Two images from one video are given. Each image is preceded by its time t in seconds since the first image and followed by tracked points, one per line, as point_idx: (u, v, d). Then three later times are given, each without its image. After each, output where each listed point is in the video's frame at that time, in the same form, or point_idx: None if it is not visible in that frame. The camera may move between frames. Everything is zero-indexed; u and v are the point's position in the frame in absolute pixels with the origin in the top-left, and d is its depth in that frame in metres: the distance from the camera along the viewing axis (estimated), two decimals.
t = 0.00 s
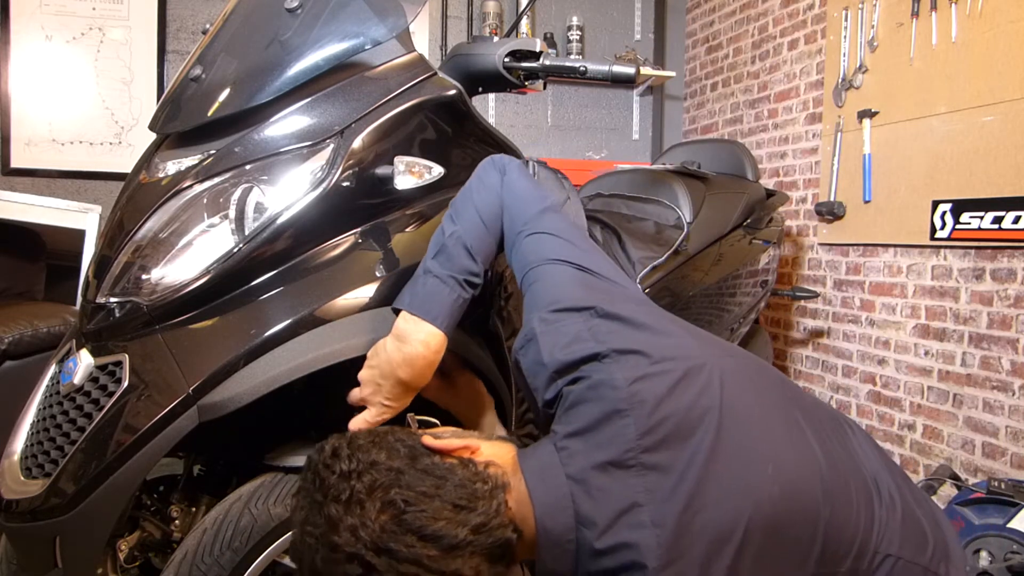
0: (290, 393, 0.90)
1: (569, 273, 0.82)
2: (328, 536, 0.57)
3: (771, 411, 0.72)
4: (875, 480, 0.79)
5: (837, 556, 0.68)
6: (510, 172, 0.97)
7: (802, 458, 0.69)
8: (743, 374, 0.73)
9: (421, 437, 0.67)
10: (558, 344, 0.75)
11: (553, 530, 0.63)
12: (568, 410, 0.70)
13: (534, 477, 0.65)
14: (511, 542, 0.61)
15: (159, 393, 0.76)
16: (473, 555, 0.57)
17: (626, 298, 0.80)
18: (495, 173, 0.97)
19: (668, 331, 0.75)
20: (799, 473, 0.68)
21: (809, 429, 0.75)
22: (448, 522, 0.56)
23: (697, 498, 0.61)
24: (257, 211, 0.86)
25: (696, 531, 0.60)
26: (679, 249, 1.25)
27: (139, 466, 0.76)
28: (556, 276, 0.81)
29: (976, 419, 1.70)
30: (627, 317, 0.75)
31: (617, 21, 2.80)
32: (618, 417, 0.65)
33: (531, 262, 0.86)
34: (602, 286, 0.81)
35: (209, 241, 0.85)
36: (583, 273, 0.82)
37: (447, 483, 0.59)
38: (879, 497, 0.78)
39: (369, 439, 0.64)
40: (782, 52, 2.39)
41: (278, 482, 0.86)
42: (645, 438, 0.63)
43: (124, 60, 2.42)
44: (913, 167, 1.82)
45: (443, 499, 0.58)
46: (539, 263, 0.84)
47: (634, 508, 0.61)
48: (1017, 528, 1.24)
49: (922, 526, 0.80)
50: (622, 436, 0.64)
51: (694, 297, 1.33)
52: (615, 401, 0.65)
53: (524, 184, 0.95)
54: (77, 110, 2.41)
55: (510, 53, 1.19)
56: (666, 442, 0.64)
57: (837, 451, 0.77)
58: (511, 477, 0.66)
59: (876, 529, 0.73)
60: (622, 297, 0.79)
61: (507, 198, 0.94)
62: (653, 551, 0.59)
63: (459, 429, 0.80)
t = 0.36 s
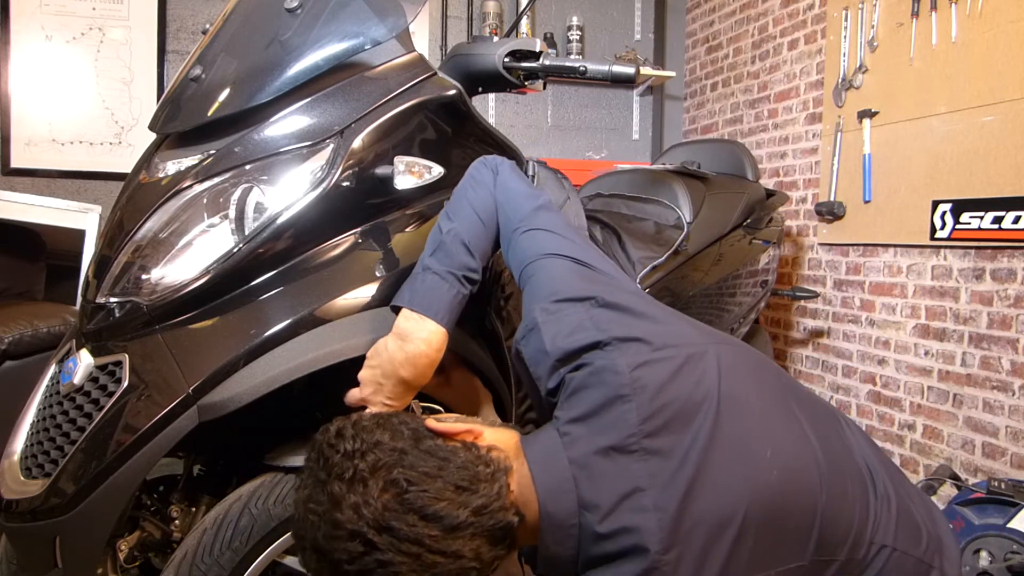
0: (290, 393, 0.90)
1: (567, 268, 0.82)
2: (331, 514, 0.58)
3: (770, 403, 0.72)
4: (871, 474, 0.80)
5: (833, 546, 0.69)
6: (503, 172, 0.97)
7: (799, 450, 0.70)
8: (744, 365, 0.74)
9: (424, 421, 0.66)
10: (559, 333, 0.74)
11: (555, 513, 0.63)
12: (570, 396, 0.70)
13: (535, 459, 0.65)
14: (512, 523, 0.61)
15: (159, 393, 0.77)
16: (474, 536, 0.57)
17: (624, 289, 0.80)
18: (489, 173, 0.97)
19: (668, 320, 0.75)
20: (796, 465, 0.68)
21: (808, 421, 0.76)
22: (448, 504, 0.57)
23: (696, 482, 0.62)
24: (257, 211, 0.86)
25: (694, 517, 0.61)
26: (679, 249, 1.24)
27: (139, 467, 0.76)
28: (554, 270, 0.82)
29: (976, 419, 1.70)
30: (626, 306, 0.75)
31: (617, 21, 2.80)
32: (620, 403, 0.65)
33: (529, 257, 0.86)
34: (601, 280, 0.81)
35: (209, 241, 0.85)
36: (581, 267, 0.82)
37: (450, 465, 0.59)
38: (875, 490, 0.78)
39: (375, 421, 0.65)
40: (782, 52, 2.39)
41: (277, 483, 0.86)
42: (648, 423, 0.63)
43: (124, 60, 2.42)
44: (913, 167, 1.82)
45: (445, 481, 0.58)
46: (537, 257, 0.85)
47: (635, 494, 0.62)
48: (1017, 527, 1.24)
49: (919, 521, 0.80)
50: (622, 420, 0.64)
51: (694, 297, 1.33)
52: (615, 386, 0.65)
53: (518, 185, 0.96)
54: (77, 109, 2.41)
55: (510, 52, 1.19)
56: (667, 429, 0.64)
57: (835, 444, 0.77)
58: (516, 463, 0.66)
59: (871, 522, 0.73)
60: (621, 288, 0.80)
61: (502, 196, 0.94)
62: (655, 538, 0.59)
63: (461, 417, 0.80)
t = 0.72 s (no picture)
0: (291, 392, 0.90)
1: (568, 270, 0.82)
2: (334, 519, 0.58)
3: (772, 403, 0.72)
4: (873, 474, 0.80)
5: (838, 546, 0.68)
6: (502, 174, 0.97)
7: (802, 451, 0.70)
8: (746, 365, 0.74)
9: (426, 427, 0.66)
10: (562, 334, 0.74)
11: (560, 513, 0.64)
12: (573, 397, 0.70)
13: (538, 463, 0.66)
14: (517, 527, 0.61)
15: (159, 393, 0.76)
16: (478, 540, 0.57)
17: (627, 291, 0.80)
18: (489, 175, 0.97)
19: (670, 320, 0.75)
20: (799, 465, 0.68)
21: (810, 421, 0.76)
22: (452, 508, 0.57)
23: (700, 483, 0.62)
24: (257, 210, 0.86)
25: (699, 517, 0.61)
26: (679, 249, 1.24)
27: (139, 466, 0.76)
28: (555, 272, 0.82)
29: (976, 419, 1.70)
30: (627, 306, 0.75)
31: (617, 21, 2.80)
32: (623, 404, 0.65)
33: (529, 259, 0.86)
34: (602, 281, 0.81)
35: (209, 241, 0.85)
36: (581, 269, 0.83)
37: (454, 469, 0.59)
38: (878, 491, 0.78)
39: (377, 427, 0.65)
40: (782, 52, 2.39)
41: (277, 482, 0.86)
42: (652, 424, 0.64)
43: (124, 60, 2.42)
44: (913, 167, 1.82)
45: (448, 485, 0.58)
46: (538, 259, 0.85)
47: (640, 494, 0.62)
48: (1017, 528, 1.24)
49: (920, 522, 0.80)
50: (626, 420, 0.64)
51: (694, 297, 1.33)
52: (620, 387, 0.66)
53: (518, 187, 0.96)
54: (77, 109, 2.41)
55: (510, 53, 1.19)
56: (670, 428, 0.64)
57: (837, 445, 0.77)
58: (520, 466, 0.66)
59: (874, 522, 0.73)
60: (622, 290, 0.80)
61: (501, 199, 0.94)
62: (659, 536, 0.59)
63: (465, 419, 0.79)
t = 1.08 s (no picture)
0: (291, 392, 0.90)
1: (565, 246, 0.80)
2: (352, 426, 0.56)
3: (790, 378, 0.72)
4: (869, 451, 0.81)
5: (829, 517, 0.71)
6: (491, 166, 0.97)
7: (814, 427, 0.70)
8: (764, 346, 0.72)
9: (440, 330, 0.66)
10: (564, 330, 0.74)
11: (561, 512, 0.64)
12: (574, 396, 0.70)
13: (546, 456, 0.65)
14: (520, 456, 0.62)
15: (159, 393, 0.76)
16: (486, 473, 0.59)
17: (642, 254, 0.76)
18: (476, 173, 0.99)
19: (698, 284, 0.73)
20: (806, 451, 0.68)
21: (822, 398, 0.76)
22: (465, 460, 0.57)
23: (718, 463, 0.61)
24: (257, 211, 0.86)
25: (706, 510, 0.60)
26: (679, 248, 1.26)
27: (140, 465, 0.76)
28: (552, 251, 0.79)
29: (976, 419, 1.70)
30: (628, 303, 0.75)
31: (617, 21, 2.80)
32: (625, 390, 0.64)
33: (525, 240, 0.84)
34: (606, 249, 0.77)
35: (209, 241, 0.85)
36: (579, 242, 0.80)
37: (477, 414, 0.57)
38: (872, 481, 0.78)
39: (395, 333, 0.60)
40: (782, 52, 2.39)
41: (278, 482, 0.86)
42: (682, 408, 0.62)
43: (123, 61, 2.42)
44: (913, 167, 1.82)
45: (468, 435, 0.57)
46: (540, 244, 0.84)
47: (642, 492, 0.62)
48: (1017, 527, 1.24)
49: (903, 504, 0.83)
50: (628, 399, 0.63)
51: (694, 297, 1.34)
52: (626, 353, 0.65)
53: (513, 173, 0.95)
54: (78, 109, 2.41)
55: (510, 52, 1.19)
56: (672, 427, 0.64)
57: (842, 421, 0.78)
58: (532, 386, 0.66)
59: (864, 497, 0.75)
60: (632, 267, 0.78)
61: (502, 184, 0.94)
62: (659, 535, 0.59)
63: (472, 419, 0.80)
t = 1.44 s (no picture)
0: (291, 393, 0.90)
1: (564, 252, 0.79)
2: (350, 450, 0.56)
3: (791, 383, 0.72)
4: (869, 453, 0.82)
5: (830, 522, 0.71)
6: (498, 163, 0.98)
7: (814, 432, 0.70)
8: (763, 350, 0.73)
9: (434, 339, 0.66)
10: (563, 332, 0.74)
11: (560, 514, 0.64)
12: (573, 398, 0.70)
13: (544, 463, 0.66)
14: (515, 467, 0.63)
15: (159, 393, 0.76)
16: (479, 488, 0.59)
17: (642, 262, 0.76)
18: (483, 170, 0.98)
19: (695, 290, 0.73)
20: (805, 455, 0.68)
21: (823, 402, 0.76)
22: (460, 473, 0.57)
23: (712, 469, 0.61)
24: (257, 211, 0.86)
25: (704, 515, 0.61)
26: (679, 249, 1.27)
27: (139, 466, 0.76)
28: (551, 257, 0.79)
29: (976, 419, 1.70)
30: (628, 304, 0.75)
31: (617, 21, 2.80)
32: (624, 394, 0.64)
33: (525, 246, 0.84)
34: (605, 255, 0.77)
35: (209, 241, 0.85)
36: (578, 247, 0.79)
37: (471, 429, 0.57)
38: (873, 483, 0.78)
39: (388, 351, 0.60)
40: (782, 52, 2.39)
41: (278, 482, 0.86)
42: (678, 415, 0.62)
43: (123, 60, 2.42)
44: (913, 167, 1.82)
45: (462, 450, 0.57)
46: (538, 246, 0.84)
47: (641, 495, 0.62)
48: (1017, 527, 1.24)
49: (905, 506, 0.83)
50: (623, 406, 0.63)
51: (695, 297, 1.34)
52: (620, 360, 0.65)
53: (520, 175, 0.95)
54: (78, 110, 2.41)
55: (510, 52, 1.19)
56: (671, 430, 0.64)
57: (843, 425, 0.78)
58: (525, 395, 0.66)
59: (864, 499, 0.76)
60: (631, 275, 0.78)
61: (507, 185, 0.94)
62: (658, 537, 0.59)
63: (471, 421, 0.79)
